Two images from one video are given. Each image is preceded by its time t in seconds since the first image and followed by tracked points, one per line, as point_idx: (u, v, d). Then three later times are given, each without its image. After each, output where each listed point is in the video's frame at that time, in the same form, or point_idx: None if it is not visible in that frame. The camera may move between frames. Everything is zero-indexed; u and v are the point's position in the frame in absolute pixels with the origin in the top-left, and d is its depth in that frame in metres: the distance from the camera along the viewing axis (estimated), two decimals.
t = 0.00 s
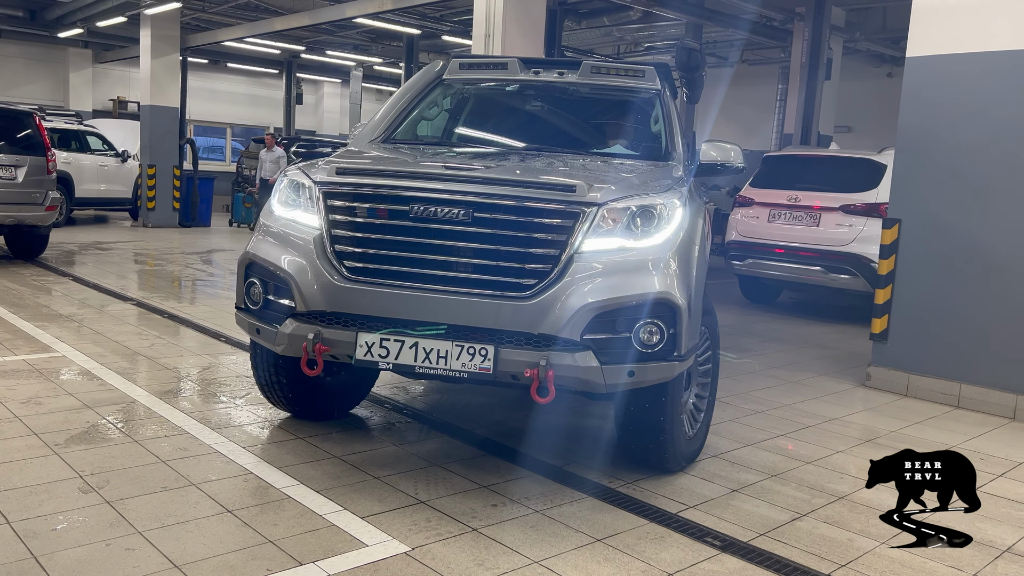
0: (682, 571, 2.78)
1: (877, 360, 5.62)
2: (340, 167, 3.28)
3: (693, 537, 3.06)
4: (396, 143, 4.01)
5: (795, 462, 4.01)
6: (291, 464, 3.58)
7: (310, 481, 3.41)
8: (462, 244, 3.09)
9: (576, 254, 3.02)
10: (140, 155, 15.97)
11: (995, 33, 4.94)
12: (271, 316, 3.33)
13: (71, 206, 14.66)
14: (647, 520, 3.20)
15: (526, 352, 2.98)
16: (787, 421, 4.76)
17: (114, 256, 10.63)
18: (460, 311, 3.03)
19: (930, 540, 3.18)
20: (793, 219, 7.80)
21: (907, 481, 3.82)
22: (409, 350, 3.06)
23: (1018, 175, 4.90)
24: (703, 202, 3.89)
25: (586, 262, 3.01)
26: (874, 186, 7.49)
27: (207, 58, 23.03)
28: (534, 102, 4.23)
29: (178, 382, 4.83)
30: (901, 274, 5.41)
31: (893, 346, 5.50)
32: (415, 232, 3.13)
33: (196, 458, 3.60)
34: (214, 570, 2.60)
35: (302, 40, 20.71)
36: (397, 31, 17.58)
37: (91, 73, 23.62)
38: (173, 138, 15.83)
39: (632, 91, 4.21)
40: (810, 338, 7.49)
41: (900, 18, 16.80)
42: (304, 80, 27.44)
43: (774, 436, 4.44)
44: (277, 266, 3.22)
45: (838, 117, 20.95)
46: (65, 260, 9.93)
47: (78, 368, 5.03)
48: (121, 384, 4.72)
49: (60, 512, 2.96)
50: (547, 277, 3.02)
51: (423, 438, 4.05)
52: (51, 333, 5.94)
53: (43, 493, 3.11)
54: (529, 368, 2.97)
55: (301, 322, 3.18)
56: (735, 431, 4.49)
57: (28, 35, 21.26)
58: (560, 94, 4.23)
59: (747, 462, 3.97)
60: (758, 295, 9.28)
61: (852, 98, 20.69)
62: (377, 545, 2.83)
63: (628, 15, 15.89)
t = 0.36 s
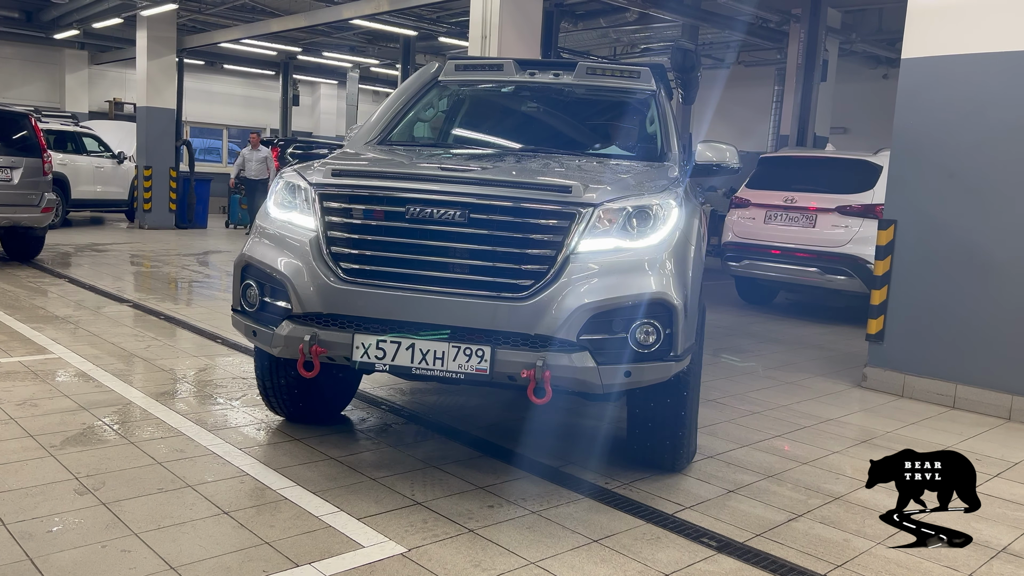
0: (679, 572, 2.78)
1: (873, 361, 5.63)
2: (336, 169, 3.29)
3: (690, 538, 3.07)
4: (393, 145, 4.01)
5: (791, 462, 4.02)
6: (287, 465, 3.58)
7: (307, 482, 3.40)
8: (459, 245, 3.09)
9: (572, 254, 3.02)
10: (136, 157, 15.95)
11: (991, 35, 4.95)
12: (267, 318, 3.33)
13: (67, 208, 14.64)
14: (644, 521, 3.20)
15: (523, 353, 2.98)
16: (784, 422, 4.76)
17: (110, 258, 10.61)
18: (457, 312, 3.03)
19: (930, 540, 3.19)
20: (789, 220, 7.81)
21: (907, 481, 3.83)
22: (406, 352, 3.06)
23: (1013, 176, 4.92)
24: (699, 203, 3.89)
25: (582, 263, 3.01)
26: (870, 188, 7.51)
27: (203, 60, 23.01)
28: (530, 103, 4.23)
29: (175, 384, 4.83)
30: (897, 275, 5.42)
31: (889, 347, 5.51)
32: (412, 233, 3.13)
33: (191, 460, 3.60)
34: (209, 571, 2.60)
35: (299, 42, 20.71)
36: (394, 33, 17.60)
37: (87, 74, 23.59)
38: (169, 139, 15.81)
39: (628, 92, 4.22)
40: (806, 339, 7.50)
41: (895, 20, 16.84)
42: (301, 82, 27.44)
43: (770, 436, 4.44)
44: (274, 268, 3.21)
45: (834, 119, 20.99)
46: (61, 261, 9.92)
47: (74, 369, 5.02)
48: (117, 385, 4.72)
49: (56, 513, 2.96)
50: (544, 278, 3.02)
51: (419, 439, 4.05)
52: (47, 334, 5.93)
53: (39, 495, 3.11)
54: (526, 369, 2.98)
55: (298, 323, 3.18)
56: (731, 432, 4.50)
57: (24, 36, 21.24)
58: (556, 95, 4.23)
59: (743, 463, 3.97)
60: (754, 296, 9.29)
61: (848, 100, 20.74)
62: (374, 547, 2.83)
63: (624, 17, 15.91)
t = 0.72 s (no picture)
0: (677, 572, 2.78)
1: (871, 361, 5.63)
2: (334, 170, 3.29)
3: (687, 539, 3.07)
4: (390, 146, 4.00)
5: (789, 463, 4.02)
6: (285, 467, 3.57)
7: (304, 483, 3.40)
8: (457, 246, 3.09)
9: (570, 255, 3.02)
10: (133, 158, 15.92)
11: (988, 35, 4.95)
12: (265, 320, 3.32)
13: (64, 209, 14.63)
14: (642, 521, 3.20)
15: (522, 354, 2.98)
16: (782, 422, 4.76)
17: (107, 259, 10.59)
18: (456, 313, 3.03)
19: (930, 540, 3.19)
20: (786, 221, 7.82)
21: (907, 481, 3.84)
22: (404, 353, 3.06)
23: (1012, 176, 4.92)
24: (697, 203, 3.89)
25: (580, 263, 3.01)
26: (867, 188, 7.52)
27: (201, 61, 22.99)
28: (527, 104, 4.23)
29: (172, 385, 4.83)
30: (895, 276, 5.43)
31: (887, 347, 5.52)
32: (410, 234, 3.14)
33: (188, 461, 3.59)
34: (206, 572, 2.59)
35: (297, 43, 20.70)
36: (392, 34, 17.59)
37: (84, 75, 23.57)
38: (166, 140, 15.79)
39: (625, 93, 4.23)
40: (804, 339, 7.50)
41: (892, 21, 16.85)
42: (298, 83, 27.43)
43: (768, 437, 4.45)
44: (271, 270, 3.21)
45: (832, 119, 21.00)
46: (58, 263, 9.90)
47: (71, 370, 5.02)
48: (114, 387, 4.71)
49: (53, 515, 2.95)
50: (542, 278, 3.02)
51: (417, 440, 4.05)
52: (43, 336, 5.92)
53: (36, 497, 3.10)
54: (524, 369, 2.98)
55: (297, 325, 3.17)
56: (729, 432, 4.50)
57: (21, 37, 21.21)
58: (554, 95, 4.24)
59: (741, 463, 3.97)
60: (753, 296, 9.29)
61: (845, 101, 20.76)
62: (371, 548, 2.83)
63: (622, 18, 15.92)
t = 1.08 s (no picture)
0: (677, 573, 2.78)
1: (869, 362, 5.63)
2: (333, 171, 3.28)
3: (686, 539, 3.07)
4: (388, 147, 4.00)
5: (788, 463, 4.02)
6: (283, 468, 3.57)
7: (303, 484, 3.40)
8: (456, 247, 3.09)
9: (569, 255, 3.02)
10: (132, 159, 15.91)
11: (985, 36, 4.96)
12: (265, 322, 3.32)
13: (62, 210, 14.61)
14: (641, 522, 3.20)
15: (521, 355, 2.98)
16: (781, 422, 4.76)
17: (106, 260, 10.58)
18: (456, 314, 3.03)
19: (930, 540, 3.20)
20: (785, 221, 7.82)
21: (907, 481, 3.84)
22: (404, 354, 3.06)
23: (1010, 176, 4.92)
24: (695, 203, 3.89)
25: (580, 263, 3.01)
26: (865, 188, 7.52)
27: (199, 62, 22.96)
28: (525, 104, 4.24)
29: (170, 386, 4.82)
30: (893, 276, 5.43)
31: (885, 346, 5.52)
32: (409, 235, 3.13)
33: (187, 462, 3.59)
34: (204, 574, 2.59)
35: (295, 43, 20.69)
36: (390, 35, 17.59)
37: (82, 76, 23.55)
38: (165, 141, 15.78)
39: (623, 93, 4.23)
40: (802, 340, 7.50)
41: (890, 21, 16.86)
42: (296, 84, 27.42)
43: (767, 437, 4.45)
44: (271, 272, 3.21)
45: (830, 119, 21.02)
46: (57, 264, 9.88)
47: (69, 372, 5.01)
48: (113, 388, 4.71)
49: (51, 517, 2.95)
50: (541, 279, 3.02)
51: (416, 440, 4.05)
52: (42, 337, 5.92)
53: (34, 498, 3.10)
54: (524, 370, 2.97)
55: (296, 327, 3.17)
56: (728, 432, 4.50)
57: (19, 39, 21.20)
58: (552, 96, 4.24)
59: (740, 463, 3.98)
60: (751, 297, 9.29)
61: (844, 101, 20.77)
62: (370, 549, 2.83)
63: (621, 18, 15.91)
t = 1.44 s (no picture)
0: (677, 572, 2.78)
1: (868, 362, 5.63)
2: (332, 172, 3.28)
3: (686, 539, 3.07)
4: (387, 148, 4.00)
5: (787, 462, 4.02)
6: (283, 468, 3.57)
7: (303, 484, 3.40)
8: (456, 247, 3.09)
9: (569, 255, 3.02)
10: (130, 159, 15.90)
11: (983, 36, 4.97)
12: (266, 323, 3.32)
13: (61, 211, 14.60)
14: (641, 522, 3.19)
15: (522, 355, 2.98)
16: (780, 422, 4.77)
17: (105, 261, 10.57)
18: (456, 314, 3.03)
19: (930, 540, 3.20)
20: (784, 221, 7.83)
21: (907, 481, 3.84)
22: (404, 354, 3.05)
23: (1009, 175, 4.93)
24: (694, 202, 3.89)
25: (580, 263, 3.01)
26: (864, 188, 7.52)
27: (197, 62, 22.95)
28: (524, 105, 4.24)
29: (170, 387, 4.81)
30: (891, 276, 5.44)
31: (885, 346, 5.52)
32: (409, 235, 3.13)
33: (187, 463, 3.58)
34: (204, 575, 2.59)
35: (294, 44, 20.69)
36: (389, 36, 17.59)
37: (81, 77, 23.54)
38: (164, 142, 15.77)
39: (623, 92, 4.22)
40: (801, 339, 7.50)
41: (888, 21, 16.88)
42: (295, 84, 27.42)
43: (766, 437, 4.45)
44: (271, 273, 3.21)
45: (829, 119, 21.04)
46: (56, 265, 9.88)
47: (68, 373, 5.01)
48: (112, 388, 4.70)
49: (51, 518, 2.94)
50: (541, 279, 3.02)
51: (415, 441, 4.05)
52: (40, 338, 5.91)
53: (34, 499, 3.10)
54: (525, 370, 2.97)
55: (297, 327, 3.17)
56: (727, 432, 4.50)
57: (17, 39, 21.18)
58: (550, 96, 4.23)
59: (740, 463, 3.98)
60: (750, 296, 9.30)
61: (842, 101, 20.79)
62: (370, 549, 2.82)
63: (619, 19, 15.91)
